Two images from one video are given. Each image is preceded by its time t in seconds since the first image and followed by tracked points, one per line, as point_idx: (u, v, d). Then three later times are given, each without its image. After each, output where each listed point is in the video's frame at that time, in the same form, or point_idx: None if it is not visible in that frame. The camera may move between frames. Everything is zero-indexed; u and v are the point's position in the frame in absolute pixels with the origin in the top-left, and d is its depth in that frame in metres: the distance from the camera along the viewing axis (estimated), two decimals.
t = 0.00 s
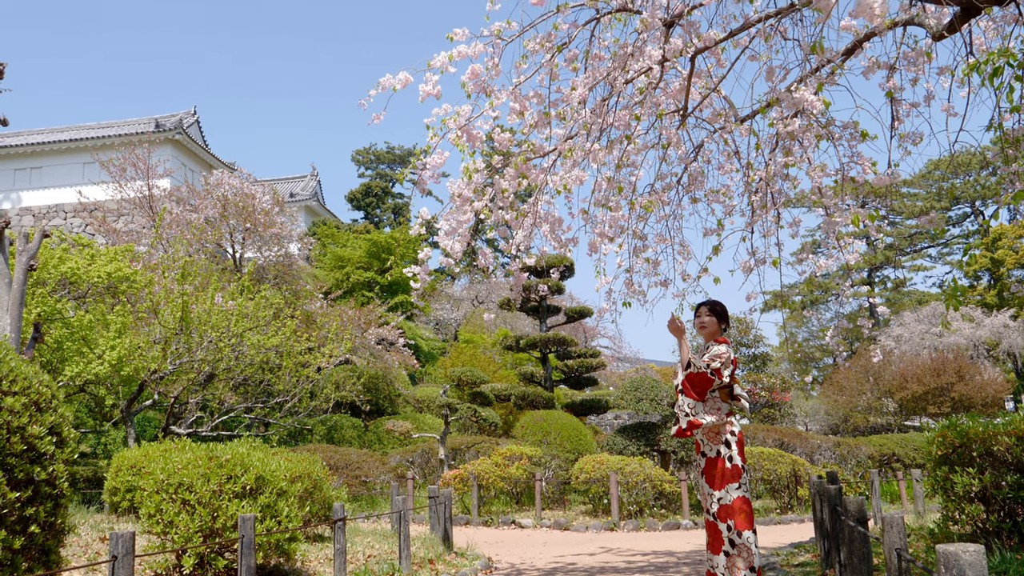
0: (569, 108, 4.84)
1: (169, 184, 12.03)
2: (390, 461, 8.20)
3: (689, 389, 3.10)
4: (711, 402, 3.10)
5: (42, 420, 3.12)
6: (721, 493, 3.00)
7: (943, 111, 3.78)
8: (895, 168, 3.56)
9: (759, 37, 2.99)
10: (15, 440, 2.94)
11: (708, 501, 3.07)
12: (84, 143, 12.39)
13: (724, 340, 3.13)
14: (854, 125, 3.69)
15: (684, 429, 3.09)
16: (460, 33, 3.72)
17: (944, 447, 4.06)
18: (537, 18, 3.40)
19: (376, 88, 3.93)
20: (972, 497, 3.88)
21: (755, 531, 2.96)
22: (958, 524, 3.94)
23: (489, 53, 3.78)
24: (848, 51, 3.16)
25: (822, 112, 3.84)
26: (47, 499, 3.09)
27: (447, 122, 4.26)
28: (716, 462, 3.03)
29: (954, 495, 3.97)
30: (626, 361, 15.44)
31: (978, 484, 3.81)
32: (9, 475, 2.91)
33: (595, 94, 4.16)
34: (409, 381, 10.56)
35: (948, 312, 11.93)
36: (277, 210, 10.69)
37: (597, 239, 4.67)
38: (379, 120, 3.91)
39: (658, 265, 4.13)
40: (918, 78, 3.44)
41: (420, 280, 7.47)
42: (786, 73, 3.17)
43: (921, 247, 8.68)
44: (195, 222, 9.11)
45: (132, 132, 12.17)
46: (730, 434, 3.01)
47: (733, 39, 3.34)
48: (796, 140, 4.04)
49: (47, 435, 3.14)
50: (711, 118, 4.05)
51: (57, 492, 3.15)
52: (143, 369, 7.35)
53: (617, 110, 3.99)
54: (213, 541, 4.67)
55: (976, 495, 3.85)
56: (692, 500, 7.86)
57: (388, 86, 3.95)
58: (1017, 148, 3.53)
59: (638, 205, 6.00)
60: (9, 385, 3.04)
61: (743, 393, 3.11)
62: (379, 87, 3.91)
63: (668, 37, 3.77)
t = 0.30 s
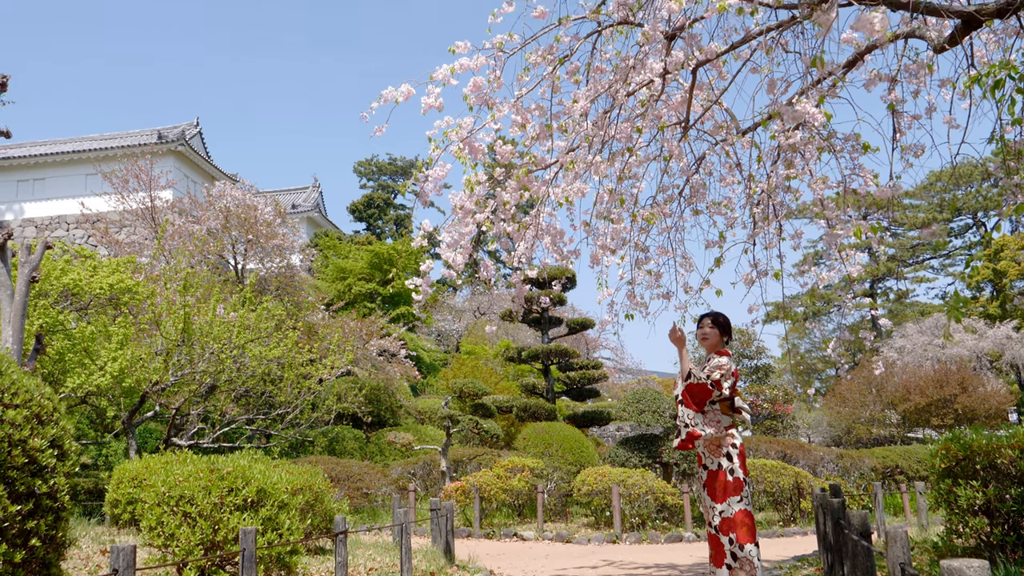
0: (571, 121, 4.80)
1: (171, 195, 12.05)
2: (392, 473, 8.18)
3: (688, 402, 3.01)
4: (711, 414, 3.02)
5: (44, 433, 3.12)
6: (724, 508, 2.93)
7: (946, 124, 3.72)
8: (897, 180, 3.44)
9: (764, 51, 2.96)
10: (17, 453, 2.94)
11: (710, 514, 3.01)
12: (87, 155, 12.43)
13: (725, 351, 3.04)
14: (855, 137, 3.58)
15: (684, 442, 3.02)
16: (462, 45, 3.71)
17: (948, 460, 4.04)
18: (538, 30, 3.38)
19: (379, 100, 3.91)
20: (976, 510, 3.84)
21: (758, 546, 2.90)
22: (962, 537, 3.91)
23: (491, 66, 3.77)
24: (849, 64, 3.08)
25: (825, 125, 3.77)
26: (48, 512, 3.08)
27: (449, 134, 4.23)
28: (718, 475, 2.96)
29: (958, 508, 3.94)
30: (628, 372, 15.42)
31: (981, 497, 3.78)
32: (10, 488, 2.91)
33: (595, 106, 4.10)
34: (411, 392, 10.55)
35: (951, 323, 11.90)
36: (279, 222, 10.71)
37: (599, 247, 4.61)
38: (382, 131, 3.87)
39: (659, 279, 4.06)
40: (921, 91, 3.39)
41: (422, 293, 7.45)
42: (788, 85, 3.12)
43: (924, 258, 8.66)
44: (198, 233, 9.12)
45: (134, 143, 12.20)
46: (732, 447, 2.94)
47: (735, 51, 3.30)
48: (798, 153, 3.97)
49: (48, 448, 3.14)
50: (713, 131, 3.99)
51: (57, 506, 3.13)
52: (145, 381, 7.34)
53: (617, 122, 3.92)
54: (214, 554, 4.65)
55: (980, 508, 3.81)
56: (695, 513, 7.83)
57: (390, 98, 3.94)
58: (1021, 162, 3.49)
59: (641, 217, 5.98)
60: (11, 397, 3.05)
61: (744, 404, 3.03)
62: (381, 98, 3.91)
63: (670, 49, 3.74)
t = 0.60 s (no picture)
0: (572, 130, 4.75)
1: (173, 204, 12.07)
2: (393, 483, 8.15)
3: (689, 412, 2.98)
4: (712, 424, 2.99)
5: (46, 443, 3.13)
6: (724, 518, 2.89)
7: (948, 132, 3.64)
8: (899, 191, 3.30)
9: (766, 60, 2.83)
10: (19, 463, 2.96)
11: (711, 525, 2.96)
12: (89, 164, 12.45)
13: (727, 360, 3.01)
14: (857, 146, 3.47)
15: (686, 452, 2.98)
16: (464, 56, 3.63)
17: (951, 470, 4.02)
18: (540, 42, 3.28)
19: (380, 111, 3.81)
20: (980, 521, 3.82)
21: (760, 558, 2.86)
22: (966, 548, 3.88)
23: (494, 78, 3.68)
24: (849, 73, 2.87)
25: (827, 134, 3.67)
26: (49, 522, 3.11)
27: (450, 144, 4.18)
28: (719, 485, 2.92)
29: (962, 519, 3.91)
30: (630, 381, 15.39)
31: (985, 508, 3.75)
32: (11, 499, 2.94)
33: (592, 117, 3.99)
34: (413, 401, 10.53)
35: (953, 333, 11.87)
36: (281, 230, 10.72)
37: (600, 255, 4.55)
38: (382, 141, 3.76)
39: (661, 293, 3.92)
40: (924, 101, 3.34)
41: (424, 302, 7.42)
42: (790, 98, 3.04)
43: (926, 267, 8.63)
44: (200, 242, 9.13)
45: (137, 152, 12.24)
46: (733, 457, 2.89)
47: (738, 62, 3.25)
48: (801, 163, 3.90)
49: (50, 458, 3.14)
50: (715, 140, 3.92)
51: (59, 516, 3.16)
52: (146, 390, 7.33)
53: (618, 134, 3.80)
54: (214, 564, 4.64)
55: (984, 519, 3.79)
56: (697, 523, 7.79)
57: (392, 109, 3.85)
58: None
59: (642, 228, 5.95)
60: (12, 408, 3.04)
61: (746, 415, 2.99)
62: (382, 109, 3.83)
63: (671, 59, 3.69)
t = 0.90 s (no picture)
0: (573, 137, 4.70)
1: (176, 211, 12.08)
2: (395, 490, 8.14)
3: (691, 419, 2.97)
4: (714, 432, 2.97)
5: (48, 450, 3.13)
6: (726, 527, 2.87)
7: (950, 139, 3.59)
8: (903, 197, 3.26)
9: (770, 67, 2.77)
10: (21, 471, 2.96)
11: (714, 534, 2.93)
12: (91, 171, 12.47)
13: (729, 368, 3.01)
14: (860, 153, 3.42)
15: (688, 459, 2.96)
16: (466, 63, 3.60)
17: (955, 479, 4.00)
18: (543, 49, 3.16)
19: (383, 118, 3.79)
20: (984, 529, 3.79)
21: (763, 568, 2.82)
22: (970, 557, 3.85)
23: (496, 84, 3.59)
24: (852, 81, 2.81)
25: (830, 141, 3.61)
26: (51, 530, 3.11)
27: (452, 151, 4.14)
28: (722, 493, 2.90)
29: (966, 527, 3.89)
30: (632, 387, 15.37)
31: (990, 516, 3.73)
32: (13, 506, 2.94)
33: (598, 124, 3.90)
34: (414, 408, 10.51)
35: (956, 339, 11.83)
36: (283, 237, 10.73)
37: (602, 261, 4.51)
38: (384, 148, 3.73)
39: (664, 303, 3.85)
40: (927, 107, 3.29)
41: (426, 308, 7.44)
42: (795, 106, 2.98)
43: (929, 274, 8.60)
44: (202, 248, 9.13)
45: (139, 159, 12.26)
46: (735, 465, 2.87)
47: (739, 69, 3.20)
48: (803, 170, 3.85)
49: (52, 465, 3.14)
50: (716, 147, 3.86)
51: (61, 523, 3.17)
52: (148, 397, 7.31)
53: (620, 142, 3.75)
54: (215, 571, 4.62)
55: (989, 527, 3.77)
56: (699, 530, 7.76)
57: (394, 116, 3.83)
58: None
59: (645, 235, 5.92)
60: (14, 415, 3.04)
61: (749, 423, 2.97)
62: (384, 116, 3.81)
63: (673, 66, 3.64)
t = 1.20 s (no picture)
0: (575, 152, 4.66)
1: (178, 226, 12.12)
2: (396, 506, 8.09)
3: (694, 436, 2.91)
4: (717, 448, 2.93)
5: (51, 468, 3.13)
6: (731, 545, 2.83)
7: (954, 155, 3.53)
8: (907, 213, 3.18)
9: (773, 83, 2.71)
10: (23, 488, 2.97)
11: (717, 551, 2.90)
12: (94, 185, 12.52)
13: (732, 384, 2.93)
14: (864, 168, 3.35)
15: (691, 476, 2.94)
16: (468, 78, 3.56)
17: (961, 496, 3.94)
18: (543, 65, 3.06)
19: (385, 134, 3.76)
20: (991, 548, 3.74)
21: None
22: None
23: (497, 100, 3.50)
24: (855, 97, 2.74)
25: (833, 156, 3.53)
26: (53, 547, 3.12)
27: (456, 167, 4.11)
28: (725, 510, 2.87)
29: (972, 546, 3.84)
30: (634, 402, 15.33)
31: (996, 534, 3.69)
32: (15, 524, 2.95)
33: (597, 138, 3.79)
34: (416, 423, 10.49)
35: (960, 354, 11.79)
36: (284, 252, 10.74)
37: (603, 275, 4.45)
38: (387, 163, 3.69)
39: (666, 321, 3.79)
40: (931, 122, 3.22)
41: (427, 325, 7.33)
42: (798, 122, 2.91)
43: (932, 288, 8.56)
44: (204, 263, 9.14)
45: (142, 174, 12.31)
46: (738, 482, 2.84)
47: (741, 85, 3.15)
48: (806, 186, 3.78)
49: (54, 483, 3.15)
50: (719, 163, 3.80)
51: (63, 541, 3.17)
52: (150, 412, 7.29)
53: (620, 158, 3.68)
54: None
55: (995, 546, 3.71)
56: (702, 547, 7.70)
57: (397, 132, 3.81)
58: None
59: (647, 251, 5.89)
60: (17, 432, 3.04)
61: (752, 439, 2.93)
62: (387, 132, 3.78)
63: (675, 82, 3.59)
